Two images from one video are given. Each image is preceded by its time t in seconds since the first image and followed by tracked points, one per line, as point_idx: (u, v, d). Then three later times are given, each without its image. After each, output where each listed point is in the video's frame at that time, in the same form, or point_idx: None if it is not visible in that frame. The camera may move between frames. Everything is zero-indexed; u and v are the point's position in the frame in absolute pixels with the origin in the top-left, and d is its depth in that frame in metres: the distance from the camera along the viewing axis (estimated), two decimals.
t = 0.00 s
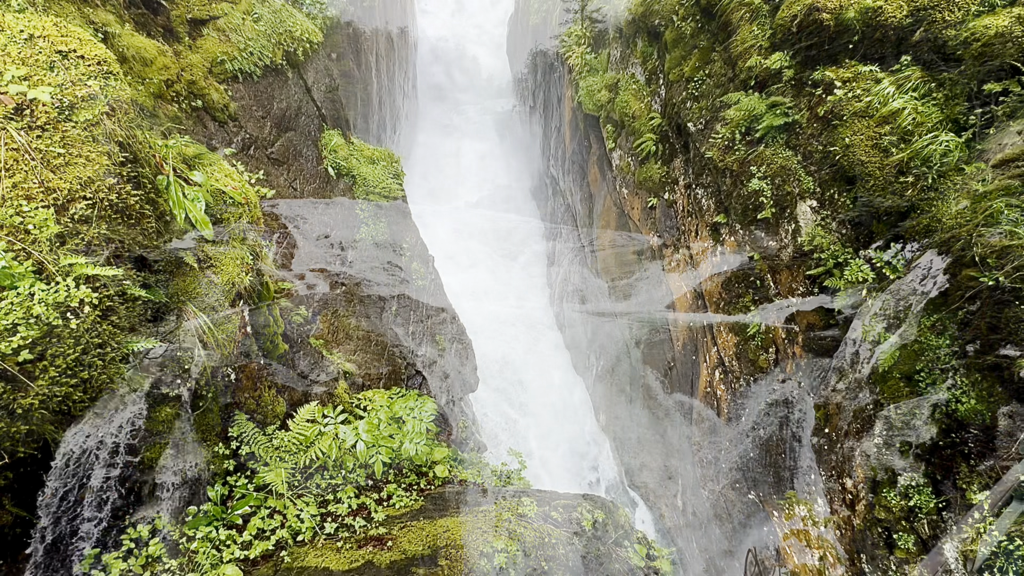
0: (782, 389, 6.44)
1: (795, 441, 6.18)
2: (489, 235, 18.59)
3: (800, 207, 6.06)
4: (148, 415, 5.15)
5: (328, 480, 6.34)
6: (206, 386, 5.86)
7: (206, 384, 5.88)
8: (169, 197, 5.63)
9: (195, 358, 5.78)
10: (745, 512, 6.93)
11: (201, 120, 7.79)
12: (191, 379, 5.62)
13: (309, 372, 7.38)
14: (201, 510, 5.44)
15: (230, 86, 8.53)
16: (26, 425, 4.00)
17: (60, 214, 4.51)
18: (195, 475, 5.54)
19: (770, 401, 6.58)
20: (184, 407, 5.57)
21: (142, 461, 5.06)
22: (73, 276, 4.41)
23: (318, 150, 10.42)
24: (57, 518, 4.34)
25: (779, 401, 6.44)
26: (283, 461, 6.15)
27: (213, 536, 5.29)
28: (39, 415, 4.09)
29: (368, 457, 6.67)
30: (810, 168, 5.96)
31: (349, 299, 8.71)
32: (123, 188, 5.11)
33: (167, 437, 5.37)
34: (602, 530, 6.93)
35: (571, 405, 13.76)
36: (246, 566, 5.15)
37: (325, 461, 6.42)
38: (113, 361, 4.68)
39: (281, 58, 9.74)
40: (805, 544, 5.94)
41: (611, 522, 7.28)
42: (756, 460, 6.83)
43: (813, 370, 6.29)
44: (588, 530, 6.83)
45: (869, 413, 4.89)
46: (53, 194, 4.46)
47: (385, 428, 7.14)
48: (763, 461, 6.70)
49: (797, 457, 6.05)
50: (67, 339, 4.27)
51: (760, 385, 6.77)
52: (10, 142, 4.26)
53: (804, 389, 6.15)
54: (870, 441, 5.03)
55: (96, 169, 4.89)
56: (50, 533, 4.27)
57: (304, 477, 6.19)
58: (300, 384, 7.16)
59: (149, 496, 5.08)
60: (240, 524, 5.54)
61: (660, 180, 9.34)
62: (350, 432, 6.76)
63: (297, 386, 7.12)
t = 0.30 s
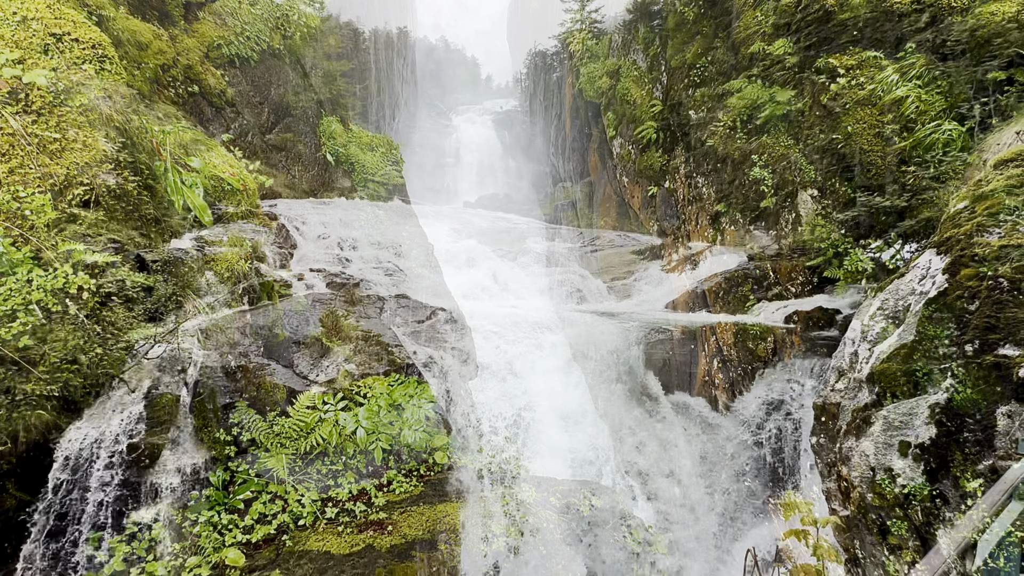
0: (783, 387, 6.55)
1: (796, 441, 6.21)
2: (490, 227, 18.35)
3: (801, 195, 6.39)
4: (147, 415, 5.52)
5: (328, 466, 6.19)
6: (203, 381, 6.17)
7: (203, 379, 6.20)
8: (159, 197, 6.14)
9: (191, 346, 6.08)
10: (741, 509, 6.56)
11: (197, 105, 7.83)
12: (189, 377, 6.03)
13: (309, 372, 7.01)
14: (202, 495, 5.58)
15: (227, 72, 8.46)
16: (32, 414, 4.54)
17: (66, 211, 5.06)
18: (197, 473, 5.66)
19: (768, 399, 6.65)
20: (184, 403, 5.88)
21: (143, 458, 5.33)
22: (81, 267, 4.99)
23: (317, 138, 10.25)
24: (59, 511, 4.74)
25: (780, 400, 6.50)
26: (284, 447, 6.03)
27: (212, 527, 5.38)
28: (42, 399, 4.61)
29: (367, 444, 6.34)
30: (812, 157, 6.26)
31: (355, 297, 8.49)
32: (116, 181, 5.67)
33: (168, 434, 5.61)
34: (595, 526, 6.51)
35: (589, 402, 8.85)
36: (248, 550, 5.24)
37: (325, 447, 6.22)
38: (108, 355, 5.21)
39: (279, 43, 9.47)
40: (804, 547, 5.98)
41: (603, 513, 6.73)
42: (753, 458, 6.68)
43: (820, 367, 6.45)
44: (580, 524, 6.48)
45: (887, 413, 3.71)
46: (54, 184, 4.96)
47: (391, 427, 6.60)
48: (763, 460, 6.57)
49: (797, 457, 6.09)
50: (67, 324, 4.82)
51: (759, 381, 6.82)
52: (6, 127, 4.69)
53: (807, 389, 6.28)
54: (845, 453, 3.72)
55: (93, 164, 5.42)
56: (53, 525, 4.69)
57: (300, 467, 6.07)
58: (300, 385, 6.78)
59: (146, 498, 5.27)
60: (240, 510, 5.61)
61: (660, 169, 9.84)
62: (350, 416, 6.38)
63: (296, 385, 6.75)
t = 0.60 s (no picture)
0: (783, 387, 6.92)
1: (795, 442, 6.43)
2: (489, 228, 18.33)
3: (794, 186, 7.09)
4: (147, 416, 5.96)
5: (329, 453, 5.87)
6: (202, 384, 6.43)
7: (202, 381, 6.46)
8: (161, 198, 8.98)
9: (188, 348, 6.80)
10: (742, 507, 6.39)
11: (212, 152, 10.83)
12: (187, 379, 6.51)
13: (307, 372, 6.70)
14: (203, 481, 5.69)
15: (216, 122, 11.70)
16: (28, 414, 5.41)
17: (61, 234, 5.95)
18: (194, 475, 5.71)
19: (767, 400, 6.87)
20: (182, 406, 6.24)
21: (144, 457, 5.67)
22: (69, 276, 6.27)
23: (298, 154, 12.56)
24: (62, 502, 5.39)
25: (781, 401, 6.80)
26: (285, 433, 5.92)
27: (212, 518, 5.47)
28: (37, 398, 5.50)
29: (368, 430, 6.07)
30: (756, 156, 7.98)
31: (355, 296, 8.93)
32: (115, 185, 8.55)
33: (166, 436, 5.91)
34: (597, 532, 6.35)
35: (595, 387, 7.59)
36: (250, 532, 5.27)
37: (326, 433, 5.96)
38: (103, 356, 6.19)
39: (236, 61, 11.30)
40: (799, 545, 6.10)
41: (604, 520, 6.42)
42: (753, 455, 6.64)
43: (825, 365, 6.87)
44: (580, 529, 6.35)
45: (879, 415, 2.87)
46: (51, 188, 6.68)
47: (391, 432, 6.15)
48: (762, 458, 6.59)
49: (796, 457, 6.35)
50: (61, 321, 6.09)
51: (759, 381, 7.09)
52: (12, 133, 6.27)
53: (807, 391, 6.73)
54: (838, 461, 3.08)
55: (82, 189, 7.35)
56: (55, 514, 5.36)
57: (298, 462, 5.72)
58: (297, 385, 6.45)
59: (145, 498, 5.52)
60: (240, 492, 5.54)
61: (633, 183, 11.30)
62: (351, 402, 6.20)
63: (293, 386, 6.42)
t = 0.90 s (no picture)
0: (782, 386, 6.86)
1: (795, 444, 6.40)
2: (489, 228, 18.32)
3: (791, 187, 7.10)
4: (144, 417, 6.08)
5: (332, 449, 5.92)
6: (201, 384, 6.41)
7: (200, 381, 6.46)
8: (156, 198, 9.85)
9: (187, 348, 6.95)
10: (741, 507, 6.34)
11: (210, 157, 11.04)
12: (186, 379, 6.65)
13: (307, 374, 6.48)
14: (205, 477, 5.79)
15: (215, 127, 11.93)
16: (27, 414, 5.56)
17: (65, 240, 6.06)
18: (191, 475, 5.82)
19: (766, 400, 6.82)
20: (180, 406, 6.34)
21: (141, 458, 5.78)
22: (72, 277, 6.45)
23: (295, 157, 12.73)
24: (60, 501, 5.59)
25: (781, 401, 6.73)
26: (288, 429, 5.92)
27: (211, 510, 5.78)
28: (34, 398, 5.65)
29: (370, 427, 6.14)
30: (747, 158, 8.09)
31: (355, 297, 8.91)
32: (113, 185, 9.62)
33: (165, 436, 6.03)
34: (596, 531, 6.33)
35: (595, 387, 7.57)
36: (256, 524, 5.40)
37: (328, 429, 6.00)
38: (103, 358, 6.33)
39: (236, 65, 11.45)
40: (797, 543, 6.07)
41: (603, 520, 6.40)
42: (752, 456, 6.61)
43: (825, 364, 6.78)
44: (579, 529, 6.33)
45: (879, 415, 2.73)
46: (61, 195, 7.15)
47: (392, 433, 6.07)
48: (761, 459, 6.57)
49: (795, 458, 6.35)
50: (60, 322, 6.37)
51: (758, 381, 7.07)
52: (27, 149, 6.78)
53: (807, 391, 6.64)
54: (838, 463, 2.91)
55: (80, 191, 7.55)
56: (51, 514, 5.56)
57: (300, 459, 5.83)
58: (298, 386, 6.22)
59: (143, 497, 5.67)
60: (234, 489, 5.61)
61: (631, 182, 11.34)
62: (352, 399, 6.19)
63: (294, 387, 6.18)
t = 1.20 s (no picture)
0: (782, 388, 6.85)
1: (794, 447, 6.40)
2: (489, 228, 18.33)
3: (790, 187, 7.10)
4: (143, 417, 6.08)
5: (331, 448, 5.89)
6: (199, 384, 6.41)
7: (199, 381, 6.46)
8: (155, 198, 9.84)
9: (185, 348, 6.94)
10: (740, 510, 6.33)
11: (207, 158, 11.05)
12: (185, 380, 6.65)
13: (306, 373, 6.49)
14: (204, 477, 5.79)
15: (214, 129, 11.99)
16: (25, 415, 5.56)
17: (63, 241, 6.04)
18: (191, 475, 5.81)
19: (766, 402, 6.82)
20: (179, 406, 6.34)
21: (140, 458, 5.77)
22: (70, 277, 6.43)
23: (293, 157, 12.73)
24: (59, 502, 5.57)
25: (780, 403, 6.72)
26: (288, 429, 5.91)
27: (211, 509, 5.78)
28: (33, 398, 5.64)
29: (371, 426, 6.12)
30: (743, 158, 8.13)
31: (354, 296, 8.90)
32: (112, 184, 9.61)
33: (163, 437, 6.03)
34: (595, 534, 6.31)
35: (595, 388, 7.55)
36: (255, 524, 5.37)
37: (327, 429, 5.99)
38: (100, 358, 6.27)
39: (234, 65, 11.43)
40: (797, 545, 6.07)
41: (602, 522, 6.39)
42: (752, 458, 6.60)
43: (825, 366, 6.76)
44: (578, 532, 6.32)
45: (879, 414, 2.74)
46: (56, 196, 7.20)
47: (391, 433, 6.07)
48: (761, 461, 6.56)
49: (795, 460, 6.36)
50: (59, 322, 6.36)
51: (757, 382, 7.07)
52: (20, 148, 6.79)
53: (808, 392, 6.62)
54: (839, 462, 2.91)
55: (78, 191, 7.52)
56: (50, 514, 5.54)
57: (299, 459, 5.84)
58: (298, 386, 6.21)
59: (142, 498, 5.66)
60: (233, 489, 5.60)
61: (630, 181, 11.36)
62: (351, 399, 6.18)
63: (294, 387, 6.18)
